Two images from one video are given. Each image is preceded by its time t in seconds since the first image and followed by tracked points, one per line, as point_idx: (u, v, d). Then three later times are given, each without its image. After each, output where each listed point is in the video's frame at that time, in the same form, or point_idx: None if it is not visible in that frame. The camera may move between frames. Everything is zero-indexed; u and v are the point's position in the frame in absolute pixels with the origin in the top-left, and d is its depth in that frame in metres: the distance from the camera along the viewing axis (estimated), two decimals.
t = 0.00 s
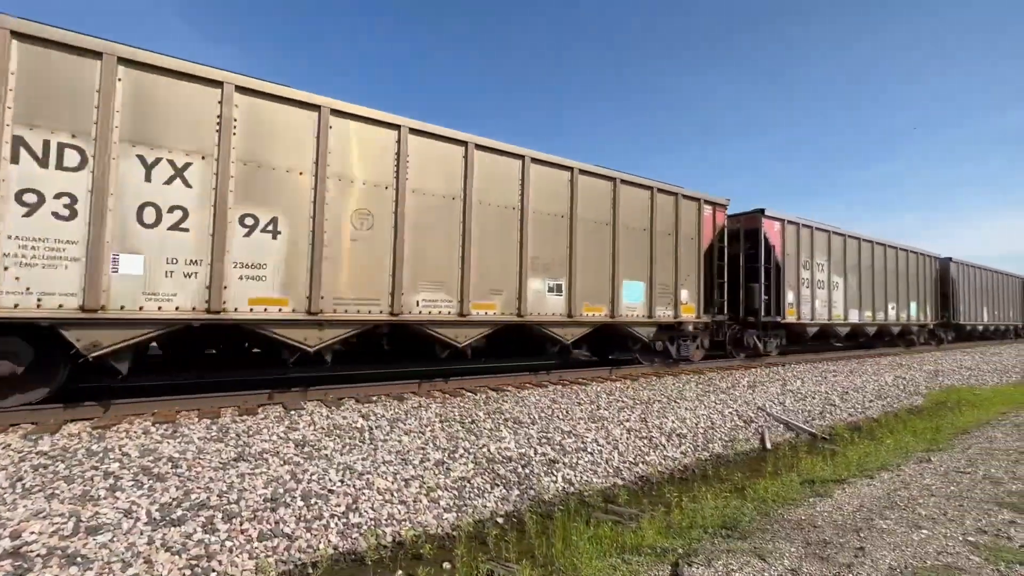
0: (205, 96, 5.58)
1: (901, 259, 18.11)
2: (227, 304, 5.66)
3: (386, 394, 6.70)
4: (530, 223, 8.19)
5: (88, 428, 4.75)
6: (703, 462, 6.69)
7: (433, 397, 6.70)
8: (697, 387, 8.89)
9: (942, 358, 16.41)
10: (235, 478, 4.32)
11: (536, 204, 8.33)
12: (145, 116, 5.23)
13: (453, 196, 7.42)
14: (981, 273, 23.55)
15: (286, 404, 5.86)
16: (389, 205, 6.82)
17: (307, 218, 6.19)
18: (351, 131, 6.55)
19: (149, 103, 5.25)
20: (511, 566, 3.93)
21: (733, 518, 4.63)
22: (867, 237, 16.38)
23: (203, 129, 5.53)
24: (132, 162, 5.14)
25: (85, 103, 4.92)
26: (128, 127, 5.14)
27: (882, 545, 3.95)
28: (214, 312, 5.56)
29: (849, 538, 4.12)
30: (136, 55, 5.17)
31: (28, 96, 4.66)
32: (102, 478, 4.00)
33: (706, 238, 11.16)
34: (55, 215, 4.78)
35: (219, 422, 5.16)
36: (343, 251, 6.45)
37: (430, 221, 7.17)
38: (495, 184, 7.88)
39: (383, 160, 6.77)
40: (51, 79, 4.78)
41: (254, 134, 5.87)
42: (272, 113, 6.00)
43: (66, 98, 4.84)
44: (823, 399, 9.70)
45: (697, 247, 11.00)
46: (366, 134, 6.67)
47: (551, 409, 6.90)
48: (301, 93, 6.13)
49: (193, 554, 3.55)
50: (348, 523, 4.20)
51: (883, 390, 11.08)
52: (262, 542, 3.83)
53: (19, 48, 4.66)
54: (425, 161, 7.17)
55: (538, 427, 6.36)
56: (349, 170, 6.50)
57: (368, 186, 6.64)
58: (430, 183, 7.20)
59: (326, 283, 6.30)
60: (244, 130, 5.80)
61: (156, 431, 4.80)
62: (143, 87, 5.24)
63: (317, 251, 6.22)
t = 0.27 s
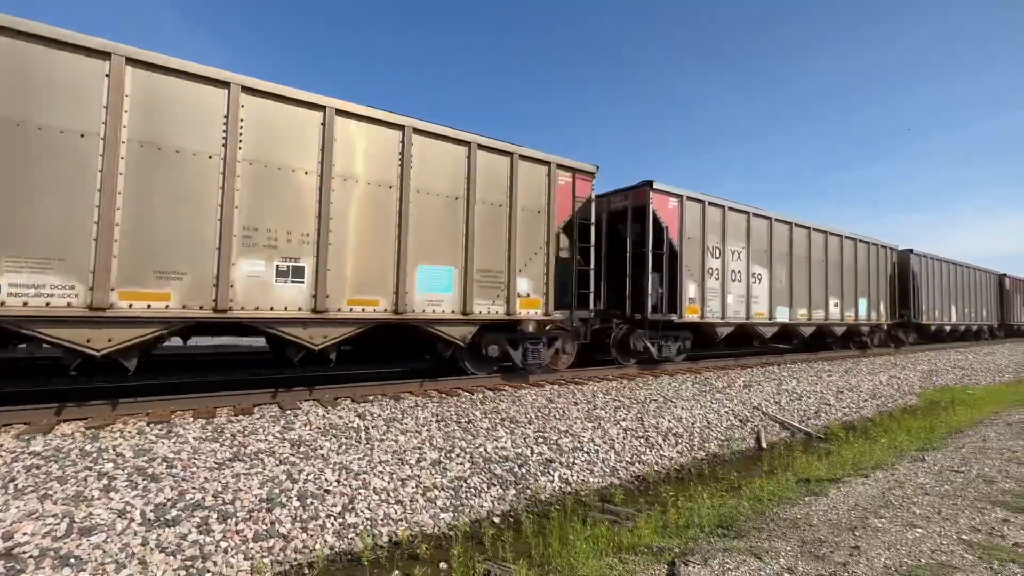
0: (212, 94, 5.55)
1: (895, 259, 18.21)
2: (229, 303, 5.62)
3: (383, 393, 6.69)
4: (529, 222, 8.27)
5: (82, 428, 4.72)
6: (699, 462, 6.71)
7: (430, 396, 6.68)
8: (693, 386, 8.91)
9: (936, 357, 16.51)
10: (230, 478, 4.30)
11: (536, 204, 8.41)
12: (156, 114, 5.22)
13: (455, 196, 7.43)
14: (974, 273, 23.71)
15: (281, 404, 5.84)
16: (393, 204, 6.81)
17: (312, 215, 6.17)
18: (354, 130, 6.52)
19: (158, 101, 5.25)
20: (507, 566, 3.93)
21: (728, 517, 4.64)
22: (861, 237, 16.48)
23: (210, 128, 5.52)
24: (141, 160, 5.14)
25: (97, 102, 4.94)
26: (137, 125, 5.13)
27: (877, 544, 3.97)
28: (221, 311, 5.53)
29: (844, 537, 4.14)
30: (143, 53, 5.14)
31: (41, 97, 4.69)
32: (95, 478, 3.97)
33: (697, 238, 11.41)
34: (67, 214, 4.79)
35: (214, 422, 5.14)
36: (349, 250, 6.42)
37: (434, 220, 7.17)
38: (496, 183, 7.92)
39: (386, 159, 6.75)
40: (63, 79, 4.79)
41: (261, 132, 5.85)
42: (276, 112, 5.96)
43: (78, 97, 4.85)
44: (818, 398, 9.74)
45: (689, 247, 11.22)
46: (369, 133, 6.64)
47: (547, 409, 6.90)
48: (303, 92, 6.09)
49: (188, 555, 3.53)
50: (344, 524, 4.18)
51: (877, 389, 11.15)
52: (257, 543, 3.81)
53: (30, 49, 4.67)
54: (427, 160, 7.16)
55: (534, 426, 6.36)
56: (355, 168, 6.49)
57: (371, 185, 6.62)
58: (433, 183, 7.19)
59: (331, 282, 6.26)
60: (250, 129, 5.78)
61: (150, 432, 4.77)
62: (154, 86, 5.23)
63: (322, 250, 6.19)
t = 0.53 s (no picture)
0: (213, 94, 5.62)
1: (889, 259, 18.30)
2: (225, 302, 5.64)
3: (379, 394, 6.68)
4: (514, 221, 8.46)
5: (76, 429, 4.69)
6: (695, 461, 6.73)
7: (426, 397, 6.67)
8: (689, 386, 8.94)
9: (930, 357, 16.62)
10: (225, 478, 4.28)
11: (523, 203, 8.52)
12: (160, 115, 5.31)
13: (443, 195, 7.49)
14: (967, 273, 23.87)
15: (277, 404, 5.82)
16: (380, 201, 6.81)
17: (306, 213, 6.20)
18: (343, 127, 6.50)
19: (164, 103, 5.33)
20: (504, 566, 3.92)
21: (724, 516, 4.66)
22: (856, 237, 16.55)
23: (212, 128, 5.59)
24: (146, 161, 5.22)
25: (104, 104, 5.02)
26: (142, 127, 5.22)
27: (871, 542, 4.00)
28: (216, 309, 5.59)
29: (839, 535, 4.16)
30: (148, 55, 5.23)
31: (49, 98, 4.77)
32: (90, 479, 3.95)
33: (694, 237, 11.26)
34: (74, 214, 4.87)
35: (210, 422, 5.11)
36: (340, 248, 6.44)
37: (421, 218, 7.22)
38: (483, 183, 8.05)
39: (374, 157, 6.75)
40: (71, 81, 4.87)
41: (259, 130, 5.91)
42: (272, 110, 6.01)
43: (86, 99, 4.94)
44: (813, 398, 9.79)
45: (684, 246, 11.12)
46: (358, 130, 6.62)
47: (544, 408, 6.90)
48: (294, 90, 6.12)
49: (183, 556, 3.52)
50: (340, 524, 4.17)
51: (872, 389, 11.21)
52: (253, 543, 3.79)
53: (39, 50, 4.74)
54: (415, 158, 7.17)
55: (531, 426, 6.36)
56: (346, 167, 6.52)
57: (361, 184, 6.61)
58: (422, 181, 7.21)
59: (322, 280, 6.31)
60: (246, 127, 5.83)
61: (145, 432, 4.74)
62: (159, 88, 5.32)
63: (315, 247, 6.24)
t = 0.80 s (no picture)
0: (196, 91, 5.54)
1: (883, 259, 18.42)
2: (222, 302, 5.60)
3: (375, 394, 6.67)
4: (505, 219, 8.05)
5: (70, 429, 4.67)
6: (691, 460, 6.76)
7: (423, 396, 6.67)
8: (685, 385, 8.97)
9: (923, 356, 16.74)
10: (221, 479, 4.27)
11: (514, 201, 8.18)
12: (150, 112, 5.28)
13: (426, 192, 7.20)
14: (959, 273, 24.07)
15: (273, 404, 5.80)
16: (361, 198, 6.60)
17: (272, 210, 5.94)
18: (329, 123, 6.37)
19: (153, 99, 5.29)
20: (501, 566, 3.93)
21: (720, 515, 4.68)
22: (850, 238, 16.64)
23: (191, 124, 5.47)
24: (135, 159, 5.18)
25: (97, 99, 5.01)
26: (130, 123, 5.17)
27: (865, 540, 4.03)
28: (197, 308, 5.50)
29: (833, 534, 4.19)
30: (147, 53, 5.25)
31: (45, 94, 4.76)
32: (84, 480, 3.93)
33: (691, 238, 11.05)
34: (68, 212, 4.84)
35: (205, 422, 5.09)
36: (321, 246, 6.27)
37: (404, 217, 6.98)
38: (471, 180, 7.71)
39: (356, 151, 6.56)
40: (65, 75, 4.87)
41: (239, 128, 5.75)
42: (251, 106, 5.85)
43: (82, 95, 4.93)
44: (808, 397, 9.84)
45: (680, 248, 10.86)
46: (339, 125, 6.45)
47: (541, 408, 6.91)
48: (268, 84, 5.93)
49: (179, 557, 3.51)
50: (336, 524, 4.17)
51: (866, 388, 11.28)
52: (249, 544, 3.78)
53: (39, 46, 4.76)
54: (396, 152, 6.94)
55: (527, 426, 6.37)
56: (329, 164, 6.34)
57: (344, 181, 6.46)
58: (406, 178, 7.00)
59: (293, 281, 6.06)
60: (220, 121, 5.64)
61: (139, 433, 4.72)
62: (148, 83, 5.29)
63: (295, 246, 6.07)
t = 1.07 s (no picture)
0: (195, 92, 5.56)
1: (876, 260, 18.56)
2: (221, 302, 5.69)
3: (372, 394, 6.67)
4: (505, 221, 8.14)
5: (64, 430, 4.64)
6: (687, 460, 6.78)
7: (419, 397, 6.66)
8: (681, 385, 9.01)
9: (917, 356, 16.85)
10: (217, 480, 4.25)
11: (513, 202, 8.30)
12: (149, 114, 5.26)
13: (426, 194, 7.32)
14: (951, 273, 24.26)
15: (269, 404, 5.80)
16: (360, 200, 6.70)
17: (269, 211, 6.02)
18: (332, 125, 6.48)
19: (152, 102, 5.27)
20: (497, 565, 3.93)
21: (716, 515, 4.70)
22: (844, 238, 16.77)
23: (188, 125, 5.45)
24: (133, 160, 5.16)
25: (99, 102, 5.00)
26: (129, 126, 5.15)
27: (860, 539, 4.05)
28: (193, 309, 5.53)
29: (828, 533, 4.21)
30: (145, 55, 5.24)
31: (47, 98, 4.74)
32: (78, 481, 3.91)
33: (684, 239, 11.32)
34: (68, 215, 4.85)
35: (200, 423, 5.08)
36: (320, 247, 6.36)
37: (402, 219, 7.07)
38: (470, 182, 7.80)
39: (357, 153, 6.68)
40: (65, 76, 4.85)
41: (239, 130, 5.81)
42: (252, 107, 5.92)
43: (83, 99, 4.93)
44: (803, 396, 9.90)
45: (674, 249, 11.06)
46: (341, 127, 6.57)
47: (537, 408, 6.92)
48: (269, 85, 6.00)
49: (174, 558, 3.50)
50: (333, 525, 4.16)
51: (861, 388, 11.35)
52: (245, 544, 3.77)
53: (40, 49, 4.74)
54: (397, 156, 7.04)
55: (524, 426, 6.37)
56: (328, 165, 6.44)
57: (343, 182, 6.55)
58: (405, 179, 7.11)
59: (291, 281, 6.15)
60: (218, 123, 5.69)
61: (134, 433, 4.70)
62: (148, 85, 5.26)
63: (297, 246, 6.18)
